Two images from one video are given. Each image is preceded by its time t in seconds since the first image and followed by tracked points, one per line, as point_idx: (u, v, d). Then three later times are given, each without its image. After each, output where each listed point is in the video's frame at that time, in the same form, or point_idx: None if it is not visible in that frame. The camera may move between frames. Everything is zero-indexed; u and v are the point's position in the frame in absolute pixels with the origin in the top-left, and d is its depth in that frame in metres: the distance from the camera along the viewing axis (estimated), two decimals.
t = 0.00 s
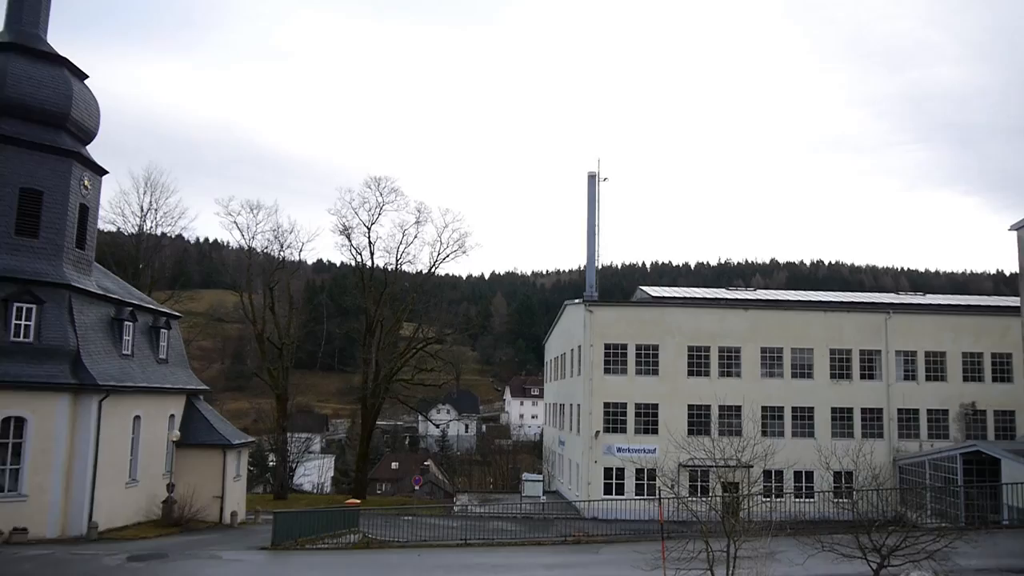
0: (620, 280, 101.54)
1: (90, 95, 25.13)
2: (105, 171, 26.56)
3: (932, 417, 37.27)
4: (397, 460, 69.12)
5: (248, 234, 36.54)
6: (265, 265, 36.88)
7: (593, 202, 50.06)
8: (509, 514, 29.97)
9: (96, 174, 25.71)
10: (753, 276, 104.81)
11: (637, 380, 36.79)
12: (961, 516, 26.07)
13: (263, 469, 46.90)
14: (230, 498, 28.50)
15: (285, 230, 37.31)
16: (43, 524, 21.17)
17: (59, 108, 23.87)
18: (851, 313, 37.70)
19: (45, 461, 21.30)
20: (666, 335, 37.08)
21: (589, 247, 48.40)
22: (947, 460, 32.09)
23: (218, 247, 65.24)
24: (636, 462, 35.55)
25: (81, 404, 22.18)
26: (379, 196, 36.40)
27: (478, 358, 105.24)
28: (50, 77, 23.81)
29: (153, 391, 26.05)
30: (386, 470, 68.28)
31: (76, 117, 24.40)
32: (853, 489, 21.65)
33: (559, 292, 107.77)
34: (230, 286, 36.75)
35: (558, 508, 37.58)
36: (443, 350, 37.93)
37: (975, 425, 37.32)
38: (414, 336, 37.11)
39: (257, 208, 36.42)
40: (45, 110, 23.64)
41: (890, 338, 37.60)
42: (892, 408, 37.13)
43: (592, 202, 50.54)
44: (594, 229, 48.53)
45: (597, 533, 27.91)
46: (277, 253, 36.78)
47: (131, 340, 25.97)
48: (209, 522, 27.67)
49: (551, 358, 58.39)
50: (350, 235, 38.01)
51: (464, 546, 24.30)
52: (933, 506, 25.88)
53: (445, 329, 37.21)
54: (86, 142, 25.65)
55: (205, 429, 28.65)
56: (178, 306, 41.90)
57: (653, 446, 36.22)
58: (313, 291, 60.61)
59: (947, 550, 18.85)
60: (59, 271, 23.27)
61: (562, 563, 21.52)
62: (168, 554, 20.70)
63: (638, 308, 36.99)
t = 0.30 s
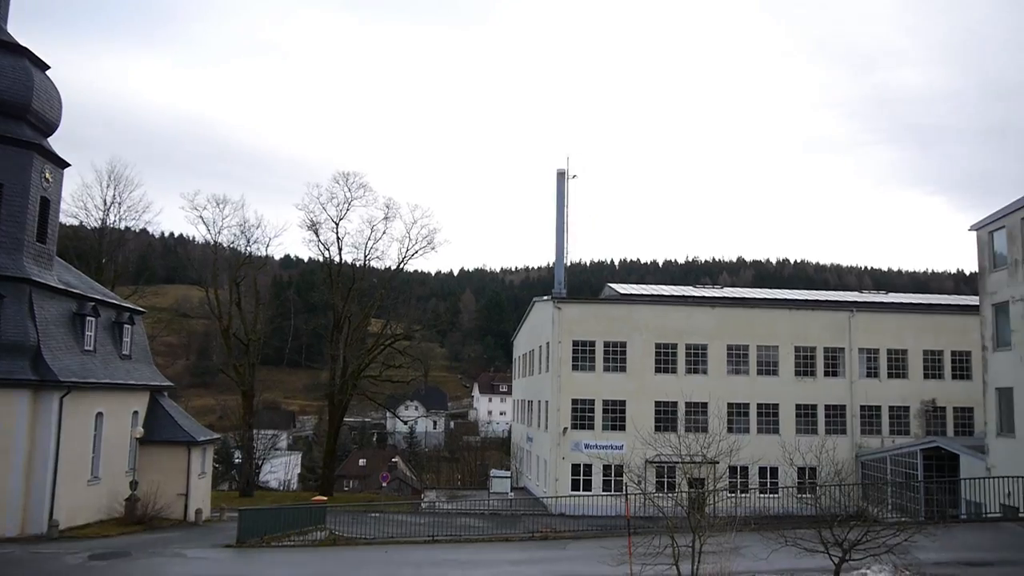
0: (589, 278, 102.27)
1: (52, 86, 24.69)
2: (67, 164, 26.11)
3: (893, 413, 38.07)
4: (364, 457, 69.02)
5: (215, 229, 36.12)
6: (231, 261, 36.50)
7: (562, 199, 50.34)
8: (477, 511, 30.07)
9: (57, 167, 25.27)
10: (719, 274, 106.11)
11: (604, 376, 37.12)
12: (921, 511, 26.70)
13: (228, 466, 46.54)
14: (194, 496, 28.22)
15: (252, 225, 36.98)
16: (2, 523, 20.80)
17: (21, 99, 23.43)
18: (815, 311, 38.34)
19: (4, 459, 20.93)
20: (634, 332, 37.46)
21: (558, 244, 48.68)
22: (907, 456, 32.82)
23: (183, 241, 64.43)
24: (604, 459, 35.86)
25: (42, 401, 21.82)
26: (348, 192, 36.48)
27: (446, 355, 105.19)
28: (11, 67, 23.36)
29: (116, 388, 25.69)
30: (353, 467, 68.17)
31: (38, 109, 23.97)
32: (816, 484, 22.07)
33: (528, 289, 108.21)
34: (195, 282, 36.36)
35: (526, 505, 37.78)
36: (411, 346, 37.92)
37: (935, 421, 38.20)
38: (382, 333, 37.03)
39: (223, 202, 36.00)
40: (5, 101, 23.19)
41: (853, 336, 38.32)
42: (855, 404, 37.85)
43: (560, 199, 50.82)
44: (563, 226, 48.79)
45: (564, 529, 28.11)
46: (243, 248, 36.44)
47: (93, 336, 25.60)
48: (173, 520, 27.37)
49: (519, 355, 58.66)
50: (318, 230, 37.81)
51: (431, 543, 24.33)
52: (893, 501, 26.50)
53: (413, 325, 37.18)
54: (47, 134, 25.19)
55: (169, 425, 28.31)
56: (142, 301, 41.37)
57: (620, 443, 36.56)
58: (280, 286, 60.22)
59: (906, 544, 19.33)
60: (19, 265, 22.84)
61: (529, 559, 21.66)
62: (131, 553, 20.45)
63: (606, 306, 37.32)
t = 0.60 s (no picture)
0: (558, 277, 102.64)
1: (13, 73, 24.19)
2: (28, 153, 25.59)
3: (855, 414, 38.78)
4: (329, 454, 68.66)
5: (180, 221, 35.16)
6: (197, 254, 36.01)
7: (532, 198, 50.50)
8: (442, 509, 30.07)
9: (18, 156, 24.76)
10: (687, 275, 107.13)
11: (572, 375, 37.36)
12: (880, 510, 27.28)
13: (190, 463, 46.01)
14: (156, 492, 27.84)
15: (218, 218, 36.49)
16: None
17: None
18: (781, 313, 38.90)
19: None
20: (601, 331, 37.74)
21: (527, 242, 48.84)
22: (868, 456, 33.48)
23: (148, 234, 63.48)
24: (570, 457, 36.09)
25: None
26: (316, 186, 35.63)
27: (414, 352, 104.78)
28: None
29: (76, 382, 25.25)
30: (318, 464, 67.83)
31: None
32: (779, 483, 22.41)
33: (497, 287, 108.33)
34: (159, 275, 35.82)
35: (492, 503, 37.88)
36: (378, 343, 37.82)
37: (895, 422, 39.00)
38: (349, 330, 36.81)
39: (189, 194, 35.01)
40: None
41: (817, 338, 38.95)
42: (818, 405, 38.50)
43: (530, 197, 50.97)
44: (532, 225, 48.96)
45: (530, 528, 28.22)
46: (209, 242, 35.96)
47: (53, 329, 25.16)
48: (133, 517, 26.98)
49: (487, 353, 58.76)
50: (285, 225, 37.45)
51: (396, 541, 24.29)
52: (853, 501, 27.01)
53: (381, 322, 37.03)
54: (8, 123, 24.68)
55: (130, 421, 27.87)
56: (104, 294, 40.73)
57: (586, 442, 36.81)
58: (246, 281, 59.60)
59: (866, 543, 19.70)
60: None
61: (494, 558, 21.71)
62: (90, 550, 20.14)
63: (575, 305, 37.53)
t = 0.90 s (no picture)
0: (526, 276, 102.92)
1: None
2: None
3: (818, 416, 39.48)
4: (293, 451, 68.19)
5: (145, 215, 34.82)
6: (161, 248, 35.48)
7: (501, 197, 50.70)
8: (407, 507, 30.03)
9: None
10: (654, 275, 108.03)
11: (538, 374, 37.62)
12: (839, 510, 27.84)
13: (152, 459, 45.40)
14: (115, 489, 27.43)
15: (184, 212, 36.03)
16: None
17: None
18: (746, 315, 39.44)
19: None
20: (568, 330, 38.08)
21: (496, 241, 49.00)
22: (829, 457, 34.11)
23: (111, 227, 62.48)
24: (536, 456, 36.29)
25: None
26: (283, 180, 35.64)
27: (380, 349, 104.33)
28: None
29: (35, 377, 24.82)
30: (281, 462, 67.38)
31: None
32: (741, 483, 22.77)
33: (465, 285, 108.30)
34: (122, 268, 35.27)
35: (458, 501, 37.93)
36: (344, 340, 37.69)
37: (856, 424, 39.78)
38: (316, 326, 36.57)
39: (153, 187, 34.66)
40: None
41: (781, 340, 39.57)
42: (781, 407, 39.13)
43: (500, 197, 51.17)
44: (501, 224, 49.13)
45: (495, 526, 28.32)
46: (174, 235, 35.49)
47: (12, 322, 24.72)
48: (92, 514, 26.57)
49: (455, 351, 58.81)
50: (252, 220, 37.11)
51: (360, 539, 24.23)
52: (814, 501, 27.54)
53: (348, 319, 36.88)
54: None
55: (90, 416, 27.42)
56: (65, 287, 40.03)
57: (552, 441, 37.03)
58: (211, 276, 58.97)
59: (825, 542, 20.11)
60: None
61: (458, 556, 21.77)
62: (47, 547, 19.83)
63: (542, 304, 37.84)
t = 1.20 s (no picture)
0: (492, 273, 102.99)
1: None
2: None
3: (779, 413, 40.11)
4: (256, 448, 67.61)
5: (105, 208, 34.21)
6: (122, 242, 34.83)
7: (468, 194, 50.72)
8: (371, 504, 29.92)
9: None
10: (620, 273, 108.80)
11: (504, 371, 37.74)
12: (799, 506, 28.35)
13: (110, 456, 44.69)
14: (73, 486, 26.93)
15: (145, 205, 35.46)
16: None
17: None
18: (709, 314, 39.89)
19: None
20: (534, 328, 38.22)
21: (463, 238, 48.97)
22: (790, 454, 34.67)
23: (70, 219, 61.29)
24: (500, 453, 36.41)
25: None
26: (248, 175, 35.85)
27: (345, 345, 103.88)
28: None
29: None
30: (244, 458, 66.80)
31: None
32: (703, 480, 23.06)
33: (431, 281, 108.12)
34: (81, 262, 34.61)
35: (422, 498, 37.91)
36: (308, 336, 37.28)
37: (816, 421, 40.49)
38: (280, 322, 36.22)
39: (114, 179, 34.16)
40: None
41: (744, 339, 40.10)
42: (743, 404, 39.66)
43: (467, 194, 51.16)
44: (468, 221, 49.12)
45: (459, 523, 28.35)
46: (135, 228, 34.85)
47: None
48: (49, 511, 26.05)
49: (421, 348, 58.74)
50: (215, 214, 36.67)
51: (323, 536, 24.10)
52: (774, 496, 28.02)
53: (313, 315, 36.63)
54: None
55: (47, 412, 26.87)
56: (22, 280, 39.18)
57: (517, 438, 37.19)
58: (173, 270, 58.14)
59: (784, 538, 20.47)
60: None
61: (422, 553, 21.77)
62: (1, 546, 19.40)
63: (508, 301, 37.94)
